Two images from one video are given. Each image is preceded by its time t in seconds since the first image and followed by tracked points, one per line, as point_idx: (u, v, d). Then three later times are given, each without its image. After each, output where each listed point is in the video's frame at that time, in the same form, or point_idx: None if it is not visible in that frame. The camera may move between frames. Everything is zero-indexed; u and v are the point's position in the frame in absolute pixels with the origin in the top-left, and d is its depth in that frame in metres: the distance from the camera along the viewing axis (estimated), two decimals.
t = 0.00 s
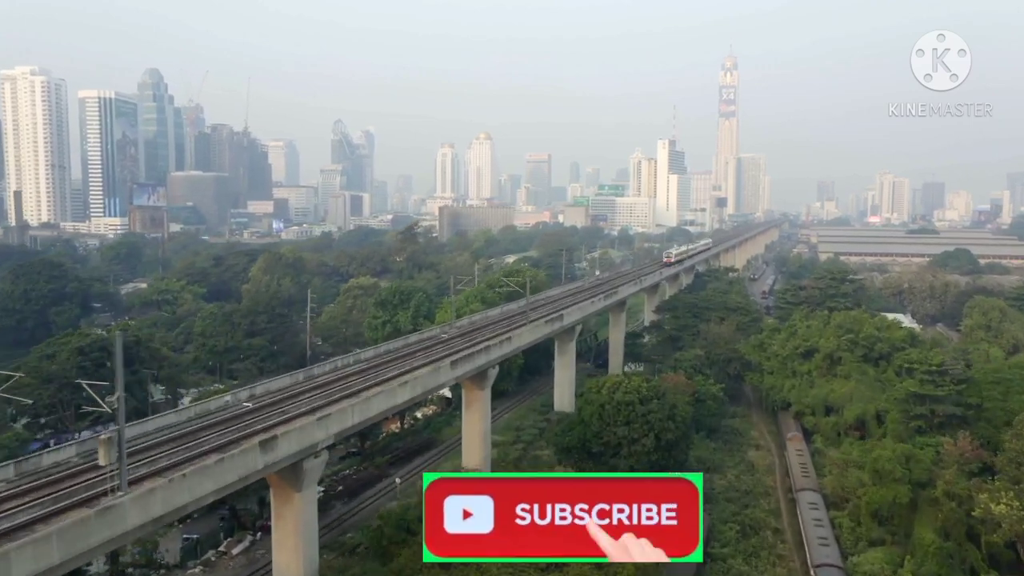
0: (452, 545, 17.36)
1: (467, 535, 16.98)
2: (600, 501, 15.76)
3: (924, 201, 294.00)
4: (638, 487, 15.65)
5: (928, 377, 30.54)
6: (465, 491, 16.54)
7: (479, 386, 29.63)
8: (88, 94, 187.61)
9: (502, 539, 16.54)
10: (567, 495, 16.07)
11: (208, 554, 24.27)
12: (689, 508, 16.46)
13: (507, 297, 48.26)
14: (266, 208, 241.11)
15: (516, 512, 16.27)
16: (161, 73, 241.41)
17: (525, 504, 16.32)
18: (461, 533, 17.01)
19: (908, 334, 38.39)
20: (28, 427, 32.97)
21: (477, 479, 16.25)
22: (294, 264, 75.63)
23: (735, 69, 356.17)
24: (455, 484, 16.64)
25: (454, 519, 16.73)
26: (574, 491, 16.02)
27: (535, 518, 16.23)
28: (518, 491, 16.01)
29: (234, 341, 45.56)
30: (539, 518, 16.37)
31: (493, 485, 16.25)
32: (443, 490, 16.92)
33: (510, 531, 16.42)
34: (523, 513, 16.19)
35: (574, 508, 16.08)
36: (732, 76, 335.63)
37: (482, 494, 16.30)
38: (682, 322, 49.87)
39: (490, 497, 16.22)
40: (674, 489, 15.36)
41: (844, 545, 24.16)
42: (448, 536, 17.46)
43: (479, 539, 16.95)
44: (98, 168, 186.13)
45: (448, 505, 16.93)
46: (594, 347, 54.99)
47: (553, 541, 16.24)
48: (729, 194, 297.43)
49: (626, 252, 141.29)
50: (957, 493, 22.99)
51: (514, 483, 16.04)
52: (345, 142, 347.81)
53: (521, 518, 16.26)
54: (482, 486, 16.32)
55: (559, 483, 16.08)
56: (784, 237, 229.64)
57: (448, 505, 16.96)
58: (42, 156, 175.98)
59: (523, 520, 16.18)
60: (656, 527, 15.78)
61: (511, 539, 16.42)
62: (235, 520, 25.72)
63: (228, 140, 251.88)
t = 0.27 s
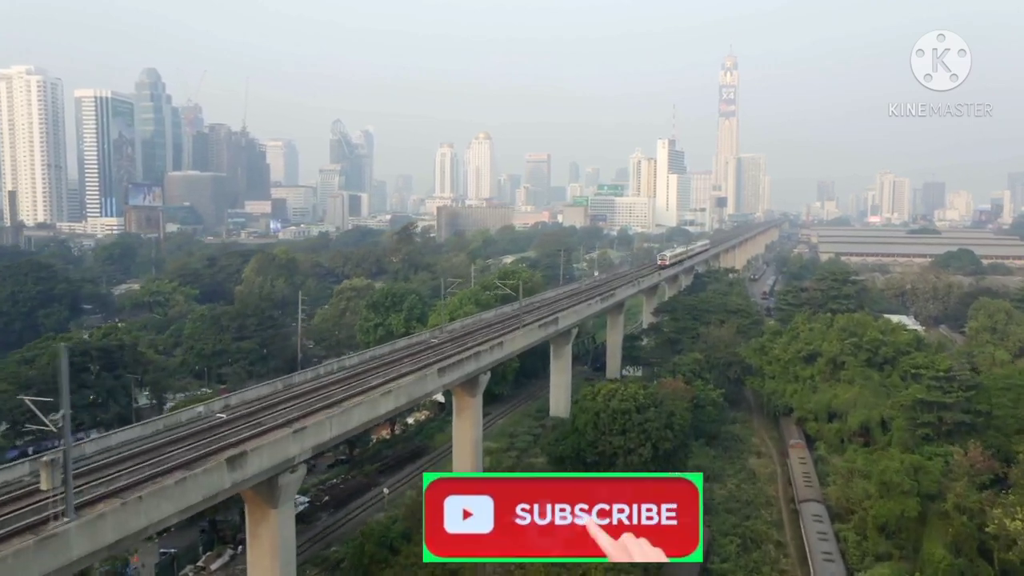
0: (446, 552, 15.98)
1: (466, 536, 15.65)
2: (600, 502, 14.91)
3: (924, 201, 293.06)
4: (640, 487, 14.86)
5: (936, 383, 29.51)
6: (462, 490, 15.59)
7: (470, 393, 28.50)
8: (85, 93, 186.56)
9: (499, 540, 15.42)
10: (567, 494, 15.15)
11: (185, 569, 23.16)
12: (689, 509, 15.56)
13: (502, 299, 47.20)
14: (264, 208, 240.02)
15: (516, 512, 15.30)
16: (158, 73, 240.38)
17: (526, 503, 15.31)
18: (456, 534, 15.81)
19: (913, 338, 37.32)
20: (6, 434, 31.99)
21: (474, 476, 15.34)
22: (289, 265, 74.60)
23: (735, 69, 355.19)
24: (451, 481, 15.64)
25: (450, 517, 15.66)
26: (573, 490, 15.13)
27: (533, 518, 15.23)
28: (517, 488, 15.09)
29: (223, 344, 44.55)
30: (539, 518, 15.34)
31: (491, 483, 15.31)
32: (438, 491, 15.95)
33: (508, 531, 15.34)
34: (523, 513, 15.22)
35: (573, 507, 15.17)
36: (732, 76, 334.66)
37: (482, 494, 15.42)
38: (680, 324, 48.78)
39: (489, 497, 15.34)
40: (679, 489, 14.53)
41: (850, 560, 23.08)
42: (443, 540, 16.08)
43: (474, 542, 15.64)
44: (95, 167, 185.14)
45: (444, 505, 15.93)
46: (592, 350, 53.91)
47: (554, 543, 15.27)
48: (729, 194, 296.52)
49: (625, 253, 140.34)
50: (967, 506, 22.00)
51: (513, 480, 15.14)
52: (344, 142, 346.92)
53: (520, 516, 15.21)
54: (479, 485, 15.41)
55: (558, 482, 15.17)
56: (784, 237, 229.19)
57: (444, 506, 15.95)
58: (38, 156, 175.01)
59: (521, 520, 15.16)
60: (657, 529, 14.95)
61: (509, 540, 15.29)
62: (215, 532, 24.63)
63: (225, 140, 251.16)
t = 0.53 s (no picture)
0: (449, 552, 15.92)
1: (466, 536, 15.67)
2: (600, 500, 15.07)
3: (925, 201, 291.65)
4: (638, 486, 15.02)
5: (945, 391, 28.30)
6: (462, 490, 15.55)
7: (458, 402, 27.32)
8: (80, 93, 185.27)
9: (499, 542, 15.26)
10: (567, 495, 15.16)
11: None
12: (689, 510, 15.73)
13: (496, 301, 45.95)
14: (261, 208, 238.90)
15: (516, 512, 15.17)
16: (155, 73, 239.10)
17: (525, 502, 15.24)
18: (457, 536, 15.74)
19: (919, 342, 36.11)
20: None
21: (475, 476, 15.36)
22: (281, 266, 73.38)
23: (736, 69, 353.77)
24: (450, 481, 15.58)
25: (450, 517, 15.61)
26: (572, 490, 15.16)
27: (534, 518, 15.13)
28: (518, 488, 15.05)
29: (209, 348, 43.43)
30: (539, 518, 15.19)
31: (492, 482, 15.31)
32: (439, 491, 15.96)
33: (510, 532, 15.17)
34: (523, 512, 15.12)
35: (573, 507, 15.09)
36: (732, 76, 333.30)
37: (483, 495, 15.38)
38: (679, 328, 47.50)
39: (490, 496, 15.27)
40: (677, 488, 14.77)
41: None
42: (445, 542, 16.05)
43: (474, 542, 15.59)
44: (90, 167, 183.94)
45: (445, 507, 15.92)
46: (588, 354, 52.68)
47: (553, 545, 14.95)
48: (729, 194, 295.33)
49: (624, 253, 139.05)
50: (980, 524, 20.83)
51: (514, 479, 15.12)
52: (342, 142, 345.76)
53: (518, 515, 15.11)
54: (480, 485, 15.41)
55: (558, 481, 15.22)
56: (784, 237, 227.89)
57: (445, 508, 15.93)
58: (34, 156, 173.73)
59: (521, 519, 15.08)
60: (656, 528, 15.08)
61: (509, 541, 15.15)
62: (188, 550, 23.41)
63: (223, 139, 250.44)
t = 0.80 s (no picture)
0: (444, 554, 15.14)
1: (462, 537, 14.96)
2: (599, 499, 14.60)
3: (925, 201, 290.75)
4: (640, 485, 14.66)
5: (953, 398, 27.28)
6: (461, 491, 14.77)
7: (447, 409, 26.27)
8: (77, 92, 184.06)
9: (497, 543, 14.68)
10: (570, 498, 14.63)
11: None
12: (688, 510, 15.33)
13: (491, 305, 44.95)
14: (259, 208, 237.95)
15: (515, 512, 14.60)
16: (153, 72, 238.08)
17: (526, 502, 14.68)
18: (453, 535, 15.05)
19: (924, 346, 35.10)
20: None
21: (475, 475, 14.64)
22: (275, 267, 72.31)
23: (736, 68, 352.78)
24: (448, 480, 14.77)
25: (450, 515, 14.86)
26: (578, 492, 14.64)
27: (533, 520, 14.59)
28: (520, 487, 14.45)
29: (196, 352, 42.44)
30: (539, 519, 14.68)
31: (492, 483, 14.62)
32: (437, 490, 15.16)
33: (509, 534, 14.59)
34: (522, 512, 14.58)
35: (574, 506, 14.59)
36: (732, 75, 332.31)
37: (481, 494, 14.72)
38: (677, 330, 46.50)
39: (488, 496, 14.62)
40: (679, 487, 14.47)
41: None
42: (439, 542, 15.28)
43: (470, 542, 14.92)
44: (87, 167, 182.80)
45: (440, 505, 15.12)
46: (585, 357, 51.74)
47: (554, 545, 14.49)
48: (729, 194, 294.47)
49: (623, 254, 138.04)
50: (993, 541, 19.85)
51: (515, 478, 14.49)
52: (341, 142, 344.79)
53: (519, 516, 14.55)
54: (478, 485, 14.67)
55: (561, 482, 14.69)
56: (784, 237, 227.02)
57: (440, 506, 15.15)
58: (30, 156, 172.43)
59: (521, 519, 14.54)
60: (656, 530, 14.74)
61: (511, 543, 14.57)
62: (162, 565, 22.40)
63: (221, 139, 250.23)
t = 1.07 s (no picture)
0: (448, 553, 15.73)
1: (464, 537, 15.54)
2: (598, 500, 15.23)
3: (926, 200, 289.50)
4: (639, 486, 15.34)
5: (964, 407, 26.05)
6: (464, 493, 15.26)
7: (433, 420, 25.14)
8: (72, 92, 182.57)
9: (500, 543, 15.26)
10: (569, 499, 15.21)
11: None
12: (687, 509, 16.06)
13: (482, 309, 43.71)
14: (256, 208, 236.63)
15: (516, 512, 15.17)
16: (149, 71, 236.51)
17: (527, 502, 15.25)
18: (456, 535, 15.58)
19: (931, 351, 33.87)
20: None
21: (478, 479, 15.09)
22: (266, 268, 71.01)
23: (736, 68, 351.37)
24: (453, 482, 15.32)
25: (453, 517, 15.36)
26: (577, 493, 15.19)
27: (534, 520, 15.19)
28: (521, 489, 14.99)
29: (180, 357, 41.31)
30: (539, 519, 15.30)
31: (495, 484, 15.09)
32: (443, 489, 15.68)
33: (510, 533, 15.18)
34: (523, 512, 15.18)
35: (574, 507, 15.22)
36: (733, 75, 330.85)
37: (482, 494, 15.28)
38: (675, 334, 45.24)
39: (490, 496, 15.16)
40: (679, 489, 15.11)
41: None
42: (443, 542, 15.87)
43: (472, 541, 15.50)
44: (82, 167, 181.36)
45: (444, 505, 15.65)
46: (581, 363, 50.67)
47: (553, 545, 15.18)
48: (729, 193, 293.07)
49: (622, 254, 136.63)
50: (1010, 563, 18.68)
51: (517, 481, 15.00)
52: (340, 141, 343.33)
53: (521, 516, 15.16)
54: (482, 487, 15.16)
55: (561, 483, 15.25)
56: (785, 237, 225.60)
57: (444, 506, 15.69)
58: (24, 156, 171.02)
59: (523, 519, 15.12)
60: (655, 529, 15.47)
61: (515, 543, 15.16)
62: None
63: (218, 140, 250.44)
